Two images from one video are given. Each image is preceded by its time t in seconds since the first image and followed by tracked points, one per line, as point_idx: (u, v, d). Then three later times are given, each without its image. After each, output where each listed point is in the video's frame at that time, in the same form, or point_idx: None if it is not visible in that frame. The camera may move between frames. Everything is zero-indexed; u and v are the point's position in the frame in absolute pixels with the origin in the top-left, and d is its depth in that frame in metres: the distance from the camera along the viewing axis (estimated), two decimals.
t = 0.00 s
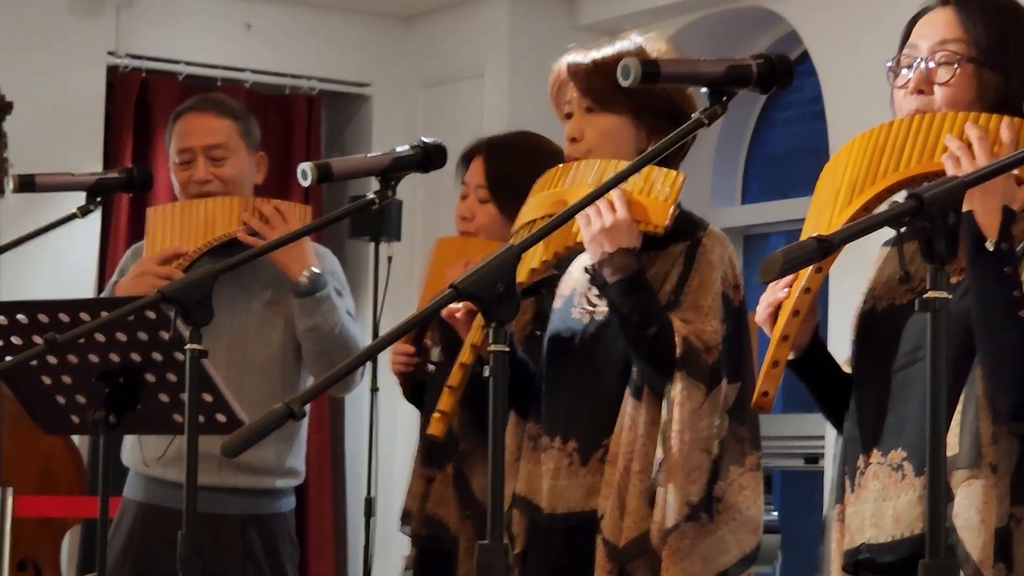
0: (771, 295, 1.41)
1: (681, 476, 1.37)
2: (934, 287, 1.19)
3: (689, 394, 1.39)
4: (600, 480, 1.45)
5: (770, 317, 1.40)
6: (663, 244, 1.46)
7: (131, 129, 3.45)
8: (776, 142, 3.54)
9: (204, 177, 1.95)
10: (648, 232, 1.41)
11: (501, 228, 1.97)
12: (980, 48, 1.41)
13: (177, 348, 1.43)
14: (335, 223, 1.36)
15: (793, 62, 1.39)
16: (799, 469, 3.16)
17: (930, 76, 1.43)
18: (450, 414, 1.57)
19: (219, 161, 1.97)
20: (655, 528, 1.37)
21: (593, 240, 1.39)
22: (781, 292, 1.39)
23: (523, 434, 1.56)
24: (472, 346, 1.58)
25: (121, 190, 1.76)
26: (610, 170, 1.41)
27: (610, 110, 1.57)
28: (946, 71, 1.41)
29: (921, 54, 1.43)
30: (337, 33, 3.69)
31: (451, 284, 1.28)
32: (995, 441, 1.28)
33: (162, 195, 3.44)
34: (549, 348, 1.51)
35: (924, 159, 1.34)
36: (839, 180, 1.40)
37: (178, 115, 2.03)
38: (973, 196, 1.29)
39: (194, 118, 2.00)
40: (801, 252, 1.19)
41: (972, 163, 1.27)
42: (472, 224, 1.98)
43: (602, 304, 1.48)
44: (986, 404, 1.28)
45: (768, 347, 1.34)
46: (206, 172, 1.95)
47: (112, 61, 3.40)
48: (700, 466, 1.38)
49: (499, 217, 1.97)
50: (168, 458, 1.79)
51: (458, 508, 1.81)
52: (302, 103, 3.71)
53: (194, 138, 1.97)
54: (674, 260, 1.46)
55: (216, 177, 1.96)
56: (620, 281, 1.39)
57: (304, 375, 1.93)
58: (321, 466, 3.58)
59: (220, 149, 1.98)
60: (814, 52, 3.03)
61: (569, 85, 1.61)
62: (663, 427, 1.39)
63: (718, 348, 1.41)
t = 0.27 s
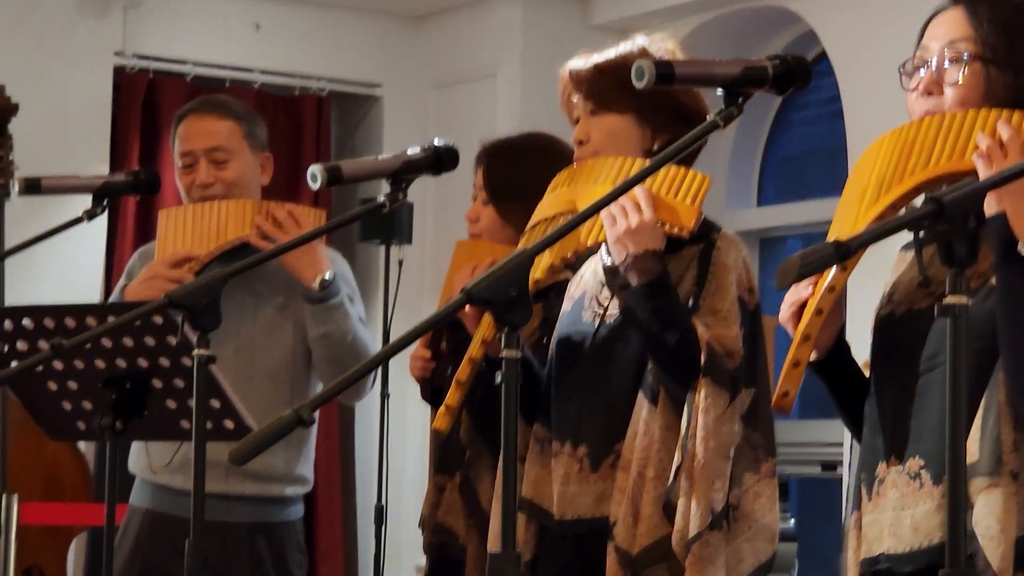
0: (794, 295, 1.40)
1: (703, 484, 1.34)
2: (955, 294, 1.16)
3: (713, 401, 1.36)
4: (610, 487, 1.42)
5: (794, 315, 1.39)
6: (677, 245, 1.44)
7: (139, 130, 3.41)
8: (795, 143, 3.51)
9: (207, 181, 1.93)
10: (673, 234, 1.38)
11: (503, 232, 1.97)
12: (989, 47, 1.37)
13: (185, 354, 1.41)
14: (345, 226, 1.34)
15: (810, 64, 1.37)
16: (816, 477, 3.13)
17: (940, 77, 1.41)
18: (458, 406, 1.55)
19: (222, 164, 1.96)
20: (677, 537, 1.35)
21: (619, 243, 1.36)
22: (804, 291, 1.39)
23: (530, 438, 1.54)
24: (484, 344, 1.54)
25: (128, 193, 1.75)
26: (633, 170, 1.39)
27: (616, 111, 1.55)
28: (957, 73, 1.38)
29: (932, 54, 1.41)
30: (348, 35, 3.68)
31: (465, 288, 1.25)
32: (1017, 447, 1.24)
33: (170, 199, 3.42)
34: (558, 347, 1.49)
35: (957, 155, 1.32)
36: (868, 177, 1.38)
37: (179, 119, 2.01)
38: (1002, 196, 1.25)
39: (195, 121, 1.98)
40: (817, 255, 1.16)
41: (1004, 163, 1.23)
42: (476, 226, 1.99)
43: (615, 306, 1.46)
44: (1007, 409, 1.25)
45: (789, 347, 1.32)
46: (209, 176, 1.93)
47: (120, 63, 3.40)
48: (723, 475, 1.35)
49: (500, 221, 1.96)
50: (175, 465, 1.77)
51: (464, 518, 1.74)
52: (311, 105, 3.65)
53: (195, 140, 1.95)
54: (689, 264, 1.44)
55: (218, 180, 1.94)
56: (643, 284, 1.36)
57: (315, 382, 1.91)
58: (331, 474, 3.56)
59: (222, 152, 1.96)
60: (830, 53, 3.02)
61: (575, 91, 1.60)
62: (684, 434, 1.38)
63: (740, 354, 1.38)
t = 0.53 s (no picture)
0: (804, 300, 1.38)
1: (724, 494, 1.34)
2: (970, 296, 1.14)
3: (733, 412, 1.35)
4: (621, 494, 1.43)
5: (805, 319, 1.37)
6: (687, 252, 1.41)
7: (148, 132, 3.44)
8: (807, 147, 3.49)
9: (218, 185, 1.92)
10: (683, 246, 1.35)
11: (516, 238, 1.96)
12: (1001, 50, 1.36)
13: (195, 358, 1.41)
14: (355, 229, 1.34)
15: (825, 66, 1.35)
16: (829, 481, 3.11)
17: (949, 79, 1.40)
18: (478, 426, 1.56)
19: (232, 168, 1.95)
20: (702, 552, 1.34)
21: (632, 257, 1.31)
22: (815, 294, 1.37)
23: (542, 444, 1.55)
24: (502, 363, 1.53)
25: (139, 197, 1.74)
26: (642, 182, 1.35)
27: (620, 117, 1.54)
28: (967, 73, 1.37)
29: (942, 55, 1.39)
30: (358, 37, 3.67)
31: (475, 291, 1.25)
32: None
33: (179, 202, 3.42)
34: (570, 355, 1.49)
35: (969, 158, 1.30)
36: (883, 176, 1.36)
37: (188, 122, 2.01)
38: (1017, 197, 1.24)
39: (205, 125, 1.98)
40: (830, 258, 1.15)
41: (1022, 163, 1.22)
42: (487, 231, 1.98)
43: (623, 312, 1.46)
44: None
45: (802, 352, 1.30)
46: (219, 180, 1.93)
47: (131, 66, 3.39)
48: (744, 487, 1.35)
49: (513, 224, 1.96)
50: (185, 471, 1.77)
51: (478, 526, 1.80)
52: (322, 107, 3.70)
53: (204, 144, 1.94)
54: (700, 270, 1.42)
55: (229, 184, 1.93)
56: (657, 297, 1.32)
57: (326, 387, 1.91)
58: (342, 478, 3.56)
59: (232, 156, 1.95)
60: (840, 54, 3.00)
61: (575, 97, 1.58)
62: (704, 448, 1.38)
63: (757, 363, 1.37)
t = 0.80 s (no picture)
0: (813, 308, 1.39)
1: (739, 499, 1.36)
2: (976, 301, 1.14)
3: (744, 420, 1.37)
4: (627, 502, 1.43)
5: (815, 327, 1.38)
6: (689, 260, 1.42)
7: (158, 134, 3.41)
8: (813, 147, 3.50)
9: (228, 190, 1.93)
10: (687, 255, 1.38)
11: (527, 234, 1.95)
12: (1005, 54, 1.37)
13: (203, 361, 1.41)
14: (365, 234, 1.34)
15: (833, 70, 1.35)
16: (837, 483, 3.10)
17: (953, 84, 1.40)
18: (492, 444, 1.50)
19: (242, 173, 1.95)
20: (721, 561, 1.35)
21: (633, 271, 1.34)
22: (823, 303, 1.38)
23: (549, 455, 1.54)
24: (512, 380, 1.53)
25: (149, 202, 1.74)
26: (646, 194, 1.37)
27: (615, 129, 1.54)
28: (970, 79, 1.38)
29: (945, 62, 1.40)
30: (366, 40, 3.67)
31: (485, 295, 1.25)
32: None
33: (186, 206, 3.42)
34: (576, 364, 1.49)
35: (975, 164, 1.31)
36: (887, 181, 1.37)
37: (198, 127, 2.01)
38: None
39: (215, 129, 1.98)
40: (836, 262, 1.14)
41: None
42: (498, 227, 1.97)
43: (626, 321, 1.46)
44: None
45: (811, 361, 1.32)
46: (229, 185, 1.93)
47: (140, 70, 3.38)
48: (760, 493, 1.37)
49: (526, 221, 1.95)
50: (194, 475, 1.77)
51: (496, 527, 1.81)
52: (331, 111, 3.66)
53: (214, 149, 1.95)
54: (702, 277, 1.43)
55: (240, 189, 1.94)
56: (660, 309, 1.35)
57: (335, 390, 1.91)
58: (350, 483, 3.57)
59: (242, 160, 1.95)
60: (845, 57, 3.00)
61: (570, 108, 1.60)
62: (716, 455, 1.40)
63: (765, 370, 1.39)
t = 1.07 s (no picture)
0: (816, 316, 1.38)
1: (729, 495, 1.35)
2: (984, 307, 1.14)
3: (723, 414, 1.37)
4: (628, 504, 1.42)
5: (818, 335, 1.37)
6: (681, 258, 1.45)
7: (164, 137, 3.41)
8: (821, 149, 3.50)
9: (235, 192, 1.93)
10: (678, 247, 1.40)
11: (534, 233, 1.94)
12: (1005, 55, 1.37)
13: (209, 365, 1.42)
14: (371, 238, 1.34)
15: (838, 74, 1.36)
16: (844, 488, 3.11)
17: (954, 88, 1.39)
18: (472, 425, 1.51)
19: (249, 175, 1.95)
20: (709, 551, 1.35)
21: (624, 257, 1.37)
22: (827, 311, 1.36)
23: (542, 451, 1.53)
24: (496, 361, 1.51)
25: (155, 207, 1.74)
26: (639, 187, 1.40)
27: (622, 122, 1.55)
28: (972, 83, 1.37)
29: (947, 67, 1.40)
30: (370, 42, 3.67)
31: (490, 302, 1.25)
32: None
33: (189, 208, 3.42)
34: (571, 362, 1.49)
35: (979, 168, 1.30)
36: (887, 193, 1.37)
37: (206, 130, 2.01)
38: None
39: (222, 132, 1.98)
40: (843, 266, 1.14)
41: None
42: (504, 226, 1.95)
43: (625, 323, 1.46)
44: None
45: (817, 365, 1.34)
46: (236, 187, 1.93)
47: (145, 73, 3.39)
48: (746, 486, 1.36)
49: (534, 218, 1.94)
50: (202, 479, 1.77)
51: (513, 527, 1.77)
52: (335, 118, 3.64)
53: (221, 152, 1.95)
54: (695, 276, 1.45)
55: (246, 191, 1.93)
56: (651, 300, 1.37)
57: (342, 394, 1.91)
58: (355, 485, 3.56)
59: (249, 162, 1.95)
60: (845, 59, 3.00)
61: (584, 98, 1.58)
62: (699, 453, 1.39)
63: (749, 365, 1.39)
